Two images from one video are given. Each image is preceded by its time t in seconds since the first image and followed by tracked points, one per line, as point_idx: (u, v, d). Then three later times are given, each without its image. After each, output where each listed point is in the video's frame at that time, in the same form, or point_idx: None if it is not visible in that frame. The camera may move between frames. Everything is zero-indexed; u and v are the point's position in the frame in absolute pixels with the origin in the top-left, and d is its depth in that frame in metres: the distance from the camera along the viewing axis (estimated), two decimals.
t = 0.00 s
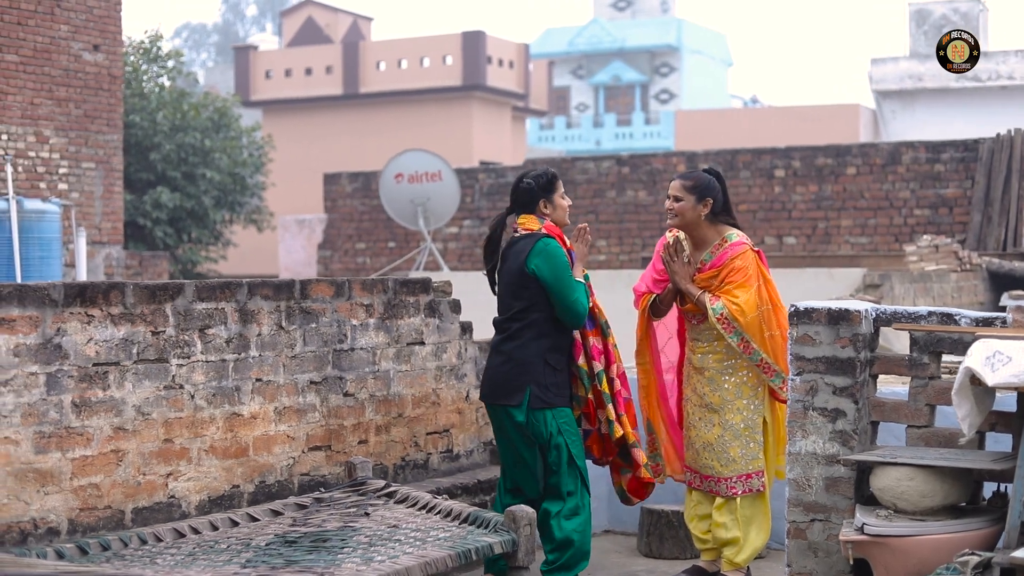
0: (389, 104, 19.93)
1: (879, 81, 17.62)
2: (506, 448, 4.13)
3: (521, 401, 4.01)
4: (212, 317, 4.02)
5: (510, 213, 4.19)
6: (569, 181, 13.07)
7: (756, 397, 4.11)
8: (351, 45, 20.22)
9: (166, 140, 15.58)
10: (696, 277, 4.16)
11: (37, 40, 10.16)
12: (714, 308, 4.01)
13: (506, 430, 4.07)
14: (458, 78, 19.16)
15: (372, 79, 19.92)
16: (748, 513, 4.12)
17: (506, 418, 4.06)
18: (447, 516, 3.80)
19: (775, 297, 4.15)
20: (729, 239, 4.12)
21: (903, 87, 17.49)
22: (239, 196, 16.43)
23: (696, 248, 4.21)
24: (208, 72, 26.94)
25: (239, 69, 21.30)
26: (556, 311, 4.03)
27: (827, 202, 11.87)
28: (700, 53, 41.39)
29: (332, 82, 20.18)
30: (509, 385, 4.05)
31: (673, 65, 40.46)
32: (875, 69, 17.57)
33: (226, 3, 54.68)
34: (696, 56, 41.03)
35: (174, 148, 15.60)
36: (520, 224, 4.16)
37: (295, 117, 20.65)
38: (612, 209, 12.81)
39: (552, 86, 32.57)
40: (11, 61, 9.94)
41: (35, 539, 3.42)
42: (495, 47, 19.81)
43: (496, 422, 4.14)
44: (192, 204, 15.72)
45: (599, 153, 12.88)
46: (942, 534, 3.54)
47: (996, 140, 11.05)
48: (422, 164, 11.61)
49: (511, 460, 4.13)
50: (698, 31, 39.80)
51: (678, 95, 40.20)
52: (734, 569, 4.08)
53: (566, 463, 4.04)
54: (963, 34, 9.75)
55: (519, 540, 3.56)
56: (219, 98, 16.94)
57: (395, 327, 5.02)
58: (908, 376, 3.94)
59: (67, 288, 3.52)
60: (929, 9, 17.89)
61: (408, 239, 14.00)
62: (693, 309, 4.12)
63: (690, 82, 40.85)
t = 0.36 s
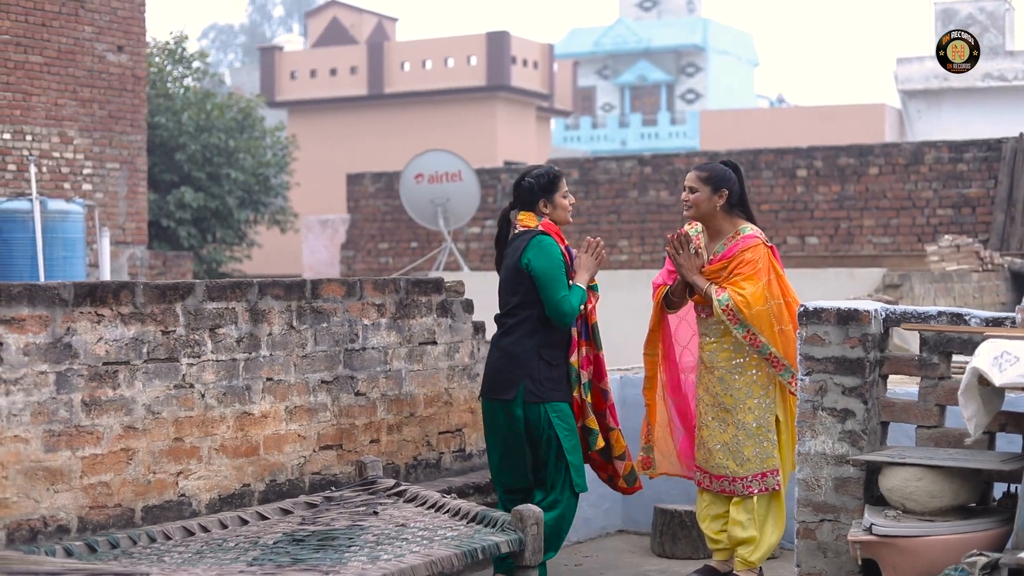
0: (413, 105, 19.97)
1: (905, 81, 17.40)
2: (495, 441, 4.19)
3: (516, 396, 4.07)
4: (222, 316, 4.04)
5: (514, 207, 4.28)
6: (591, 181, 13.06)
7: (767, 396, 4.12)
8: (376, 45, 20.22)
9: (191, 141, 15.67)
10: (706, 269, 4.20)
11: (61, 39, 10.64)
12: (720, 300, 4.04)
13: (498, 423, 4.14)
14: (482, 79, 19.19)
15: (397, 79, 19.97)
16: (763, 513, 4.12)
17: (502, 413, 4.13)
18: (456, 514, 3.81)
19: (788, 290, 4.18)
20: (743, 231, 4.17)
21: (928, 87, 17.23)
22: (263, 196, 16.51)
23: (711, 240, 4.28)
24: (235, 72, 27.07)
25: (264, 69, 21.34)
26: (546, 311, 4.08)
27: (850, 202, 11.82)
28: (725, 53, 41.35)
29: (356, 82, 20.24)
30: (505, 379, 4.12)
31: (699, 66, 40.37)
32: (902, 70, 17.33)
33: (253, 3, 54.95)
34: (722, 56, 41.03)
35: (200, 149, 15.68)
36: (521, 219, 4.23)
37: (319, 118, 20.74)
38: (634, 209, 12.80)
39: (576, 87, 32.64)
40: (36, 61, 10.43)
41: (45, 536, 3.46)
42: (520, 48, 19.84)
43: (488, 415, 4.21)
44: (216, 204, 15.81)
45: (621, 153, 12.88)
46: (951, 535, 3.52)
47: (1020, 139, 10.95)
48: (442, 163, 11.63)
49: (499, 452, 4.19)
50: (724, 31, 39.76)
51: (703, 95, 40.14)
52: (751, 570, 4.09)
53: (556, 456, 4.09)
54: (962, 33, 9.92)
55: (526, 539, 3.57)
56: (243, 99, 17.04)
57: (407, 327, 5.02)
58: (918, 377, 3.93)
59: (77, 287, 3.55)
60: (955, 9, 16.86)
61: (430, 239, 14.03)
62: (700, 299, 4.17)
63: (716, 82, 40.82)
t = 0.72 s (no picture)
0: (435, 104, 20.00)
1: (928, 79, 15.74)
2: (491, 437, 4.26)
3: (516, 393, 4.13)
4: (230, 315, 4.06)
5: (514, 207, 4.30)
6: (611, 181, 13.05)
7: (765, 392, 4.11)
8: (398, 45, 20.27)
9: (213, 140, 15.74)
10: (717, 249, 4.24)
11: (82, 40, 11.02)
12: (714, 266, 4.09)
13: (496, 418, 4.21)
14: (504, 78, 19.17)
15: (421, 79, 20.02)
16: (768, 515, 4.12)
17: (501, 410, 4.20)
18: (461, 512, 3.82)
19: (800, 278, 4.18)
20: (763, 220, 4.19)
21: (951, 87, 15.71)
22: (285, 196, 16.58)
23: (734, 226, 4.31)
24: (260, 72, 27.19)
25: (288, 70, 21.46)
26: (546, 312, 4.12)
27: (870, 201, 11.77)
28: (748, 52, 41.32)
29: (380, 82, 20.30)
30: (506, 377, 4.18)
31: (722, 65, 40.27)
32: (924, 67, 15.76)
33: (278, 4, 55.16)
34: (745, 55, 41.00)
35: (222, 148, 15.75)
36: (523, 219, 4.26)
37: (341, 118, 20.82)
38: (654, 209, 12.77)
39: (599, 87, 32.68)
40: (58, 62, 10.82)
41: (51, 534, 3.49)
42: (542, 47, 19.85)
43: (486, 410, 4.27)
44: (238, 203, 15.87)
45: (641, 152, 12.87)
46: (958, 534, 3.50)
47: None
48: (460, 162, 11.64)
49: (492, 448, 4.26)
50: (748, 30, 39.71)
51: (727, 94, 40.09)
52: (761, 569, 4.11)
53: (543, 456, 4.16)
54: (961, 34, 9.95)
55: (531, 538, 3.58)
56: (265, 98, 17.10)
57: (417, 325, 5.00)
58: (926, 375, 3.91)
59: (84, 286, 3.58)
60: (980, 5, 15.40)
61: (450, 239, 14.04)
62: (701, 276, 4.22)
63: (739, 81, 40.75)
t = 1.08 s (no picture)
0: (456, 103, 20.00)
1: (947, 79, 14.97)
2: (490, 435, 4.28)
3: (519, 393, 4.15)
4: (234, 311, 4.07)
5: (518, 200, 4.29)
6: (629, 178, 13.03)
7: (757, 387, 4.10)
8: (419, 44, 20.27)
9: (233, 138, 15.78)
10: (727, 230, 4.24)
11: (102, 39, 11.10)
12: (715, 229, 4.13)
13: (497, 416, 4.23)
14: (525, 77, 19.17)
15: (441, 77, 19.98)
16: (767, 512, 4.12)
17: (502, 410, 4.22)
18: (463, 508, 3.82)
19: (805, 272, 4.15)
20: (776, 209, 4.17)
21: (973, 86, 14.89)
22: (305, 194, 16.60)
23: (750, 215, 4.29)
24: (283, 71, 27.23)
25: (308, 69, 21.45)
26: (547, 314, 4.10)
27: (888, 199, 11.70)
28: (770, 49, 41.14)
29: (400, 80, 20.29)
30: (507, 377, 4.19)
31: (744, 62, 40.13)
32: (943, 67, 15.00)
33: (300, 3, 55.26)
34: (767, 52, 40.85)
35: (241, 146, 15.79)
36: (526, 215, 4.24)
37: (361, 116, 20.84)
38: (672, 207, 12.74)
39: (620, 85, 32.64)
40: (76, 61, 10.91)
41: (54, 528, 3.51)
42: (563, 46, 19.82)
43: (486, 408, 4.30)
44: (258, 201, 15.91)
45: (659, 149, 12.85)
46: (962, 531, 3.48)
47: None
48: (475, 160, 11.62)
49: (492, 445, 4.28)
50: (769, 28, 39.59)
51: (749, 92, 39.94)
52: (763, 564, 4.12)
53: (540, 455, 4.19)
54: (959, 34, 9.94)
55: (532, 534, 3.58)
56: (286, 96, 17.11)
57: (423, 321, 4.99)
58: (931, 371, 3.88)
59: (87, 281, 3.61)
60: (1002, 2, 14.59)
61: (468, 236, 14.04)
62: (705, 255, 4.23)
63: (761, 78, 40.60)
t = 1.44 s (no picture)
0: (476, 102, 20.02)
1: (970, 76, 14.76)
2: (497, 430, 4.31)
3: (525, 393, 4.15)
4: (236, 308, 4.08)
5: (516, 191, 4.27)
6: (647, 177, 13.00)
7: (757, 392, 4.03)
8: (440, 44, 20.33)
9: (252, 138, 15.83)
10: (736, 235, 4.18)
11: (121, 40, 11.15)
12: (727, 250, 4.04)
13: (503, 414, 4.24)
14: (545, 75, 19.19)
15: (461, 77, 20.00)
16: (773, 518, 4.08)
17: (507, 408, 4.22)
18: (464, 505, 3.81)
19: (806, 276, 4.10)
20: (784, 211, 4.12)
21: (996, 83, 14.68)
22: (324, 194, 16.62)
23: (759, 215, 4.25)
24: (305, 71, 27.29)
25: (329, 68, 21.52)
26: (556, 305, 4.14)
27: (907, 197, 11.63)
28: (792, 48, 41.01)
29: (421, 79, 20.34)
30: (512, 376, 4.19)
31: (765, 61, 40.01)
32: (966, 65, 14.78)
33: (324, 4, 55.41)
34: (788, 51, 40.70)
35: (260, 145, 15.84)
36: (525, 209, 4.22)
37: (381, 116, 20.88)
38: (690, 206, 12.70)
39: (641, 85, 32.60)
40: (95, 61, 10.98)
41: (54, 524, 3.53)
42: (583, 45, 19.81)
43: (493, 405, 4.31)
44: (278, 201, 15.95)
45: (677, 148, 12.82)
46: (964, 529, 3.45)
47: None
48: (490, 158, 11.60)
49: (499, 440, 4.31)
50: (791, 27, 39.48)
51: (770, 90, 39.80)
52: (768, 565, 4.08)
53: (543, 453, 4.18)
54: (960, 33, 9.92)
55: (531, 531, 3.57)
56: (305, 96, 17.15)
57: (430, 318, 4.98)
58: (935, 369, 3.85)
59: (88, 278, 3.63)
60: None
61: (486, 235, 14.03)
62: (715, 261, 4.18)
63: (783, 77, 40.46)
